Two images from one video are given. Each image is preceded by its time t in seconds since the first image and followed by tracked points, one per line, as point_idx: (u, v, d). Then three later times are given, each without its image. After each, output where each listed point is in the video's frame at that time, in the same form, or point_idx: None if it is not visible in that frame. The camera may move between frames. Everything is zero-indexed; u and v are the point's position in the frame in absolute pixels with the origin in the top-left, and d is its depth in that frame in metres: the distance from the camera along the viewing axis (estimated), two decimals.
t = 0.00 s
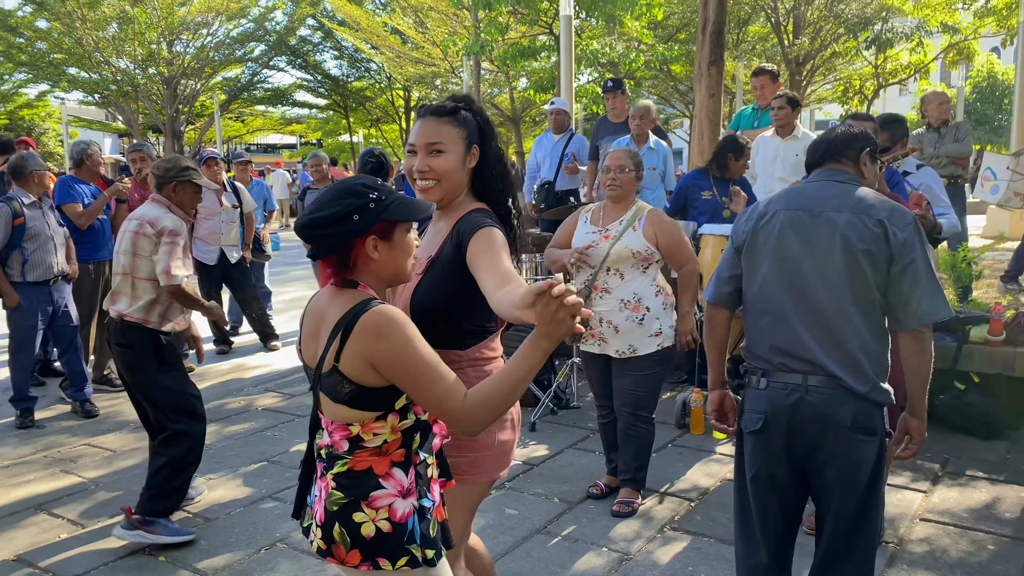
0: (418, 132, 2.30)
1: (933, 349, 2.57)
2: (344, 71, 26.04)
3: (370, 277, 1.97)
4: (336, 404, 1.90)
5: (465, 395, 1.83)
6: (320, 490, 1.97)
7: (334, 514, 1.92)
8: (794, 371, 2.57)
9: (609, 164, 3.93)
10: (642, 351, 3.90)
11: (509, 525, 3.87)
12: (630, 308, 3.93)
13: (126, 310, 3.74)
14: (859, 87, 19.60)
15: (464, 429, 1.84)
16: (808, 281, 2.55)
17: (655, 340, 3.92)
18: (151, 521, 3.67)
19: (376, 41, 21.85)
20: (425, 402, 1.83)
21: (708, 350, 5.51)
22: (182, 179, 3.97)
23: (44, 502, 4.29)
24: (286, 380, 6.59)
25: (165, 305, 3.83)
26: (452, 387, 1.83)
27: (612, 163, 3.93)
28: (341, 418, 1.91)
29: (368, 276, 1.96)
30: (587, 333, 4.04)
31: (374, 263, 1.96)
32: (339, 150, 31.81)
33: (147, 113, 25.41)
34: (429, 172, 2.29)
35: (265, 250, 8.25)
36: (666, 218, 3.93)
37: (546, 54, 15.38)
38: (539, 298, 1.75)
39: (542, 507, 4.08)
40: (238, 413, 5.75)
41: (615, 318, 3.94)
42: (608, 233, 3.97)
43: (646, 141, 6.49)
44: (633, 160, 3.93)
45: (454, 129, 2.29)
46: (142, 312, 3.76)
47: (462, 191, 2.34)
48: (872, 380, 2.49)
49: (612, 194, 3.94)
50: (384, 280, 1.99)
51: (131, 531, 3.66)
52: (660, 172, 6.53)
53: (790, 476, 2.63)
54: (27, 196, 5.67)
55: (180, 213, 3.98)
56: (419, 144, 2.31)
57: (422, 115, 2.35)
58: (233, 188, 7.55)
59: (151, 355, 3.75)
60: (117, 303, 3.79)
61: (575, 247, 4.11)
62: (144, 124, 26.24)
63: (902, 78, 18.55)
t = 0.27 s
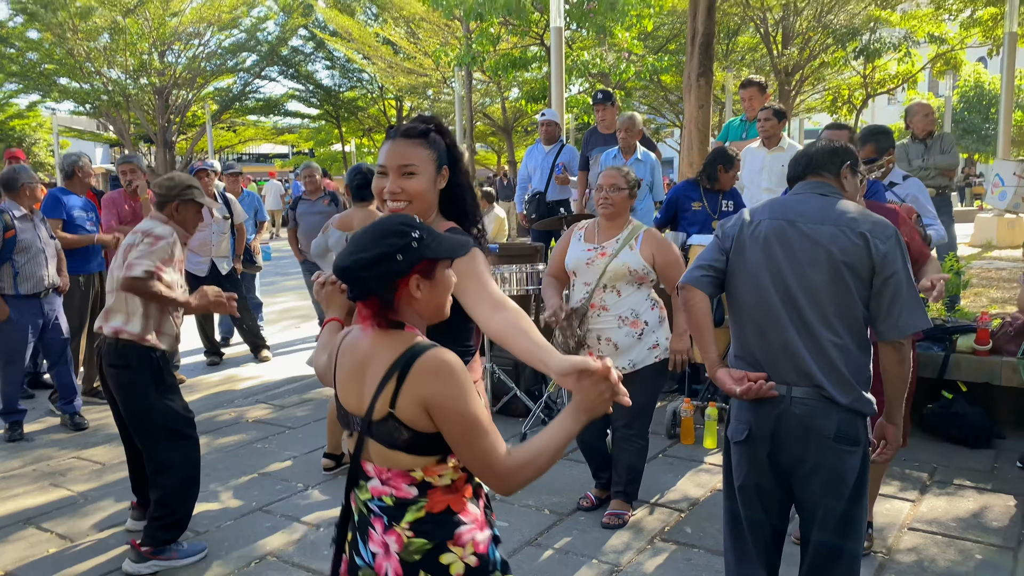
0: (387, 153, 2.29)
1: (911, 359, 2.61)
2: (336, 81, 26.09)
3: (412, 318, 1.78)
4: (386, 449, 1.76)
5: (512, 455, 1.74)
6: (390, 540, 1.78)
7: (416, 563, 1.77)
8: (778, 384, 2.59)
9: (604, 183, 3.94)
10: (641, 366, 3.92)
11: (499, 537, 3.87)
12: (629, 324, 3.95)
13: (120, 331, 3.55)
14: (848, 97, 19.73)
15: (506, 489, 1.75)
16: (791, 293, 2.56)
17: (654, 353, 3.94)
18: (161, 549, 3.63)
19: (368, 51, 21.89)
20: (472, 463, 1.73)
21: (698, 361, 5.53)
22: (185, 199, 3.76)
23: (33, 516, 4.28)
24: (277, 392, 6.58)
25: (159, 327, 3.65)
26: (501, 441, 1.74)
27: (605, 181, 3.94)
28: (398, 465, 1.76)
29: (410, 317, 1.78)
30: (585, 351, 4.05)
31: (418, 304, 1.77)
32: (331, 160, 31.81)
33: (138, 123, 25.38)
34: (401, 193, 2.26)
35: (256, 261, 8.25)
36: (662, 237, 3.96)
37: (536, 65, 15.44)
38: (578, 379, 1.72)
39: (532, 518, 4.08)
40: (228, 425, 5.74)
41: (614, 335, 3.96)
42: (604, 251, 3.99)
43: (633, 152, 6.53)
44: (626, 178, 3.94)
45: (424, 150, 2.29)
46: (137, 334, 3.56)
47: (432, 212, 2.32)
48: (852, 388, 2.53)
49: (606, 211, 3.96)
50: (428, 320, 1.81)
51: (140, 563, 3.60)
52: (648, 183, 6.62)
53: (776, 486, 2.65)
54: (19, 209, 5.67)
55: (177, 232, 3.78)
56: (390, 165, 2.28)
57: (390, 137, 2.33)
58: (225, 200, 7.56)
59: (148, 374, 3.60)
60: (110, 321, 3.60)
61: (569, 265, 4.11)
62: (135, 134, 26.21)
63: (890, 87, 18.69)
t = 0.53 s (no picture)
0: (357, 167, 2.27)
1: (916, 375, 2.63)
2: (335, 92, 26.17)
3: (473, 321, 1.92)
4: (469, 449, 1.88)
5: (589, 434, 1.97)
6: (464, 544, 1.90)
7: (494, 562, 1.91)
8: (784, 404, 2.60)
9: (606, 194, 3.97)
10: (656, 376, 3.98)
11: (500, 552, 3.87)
12: (642, 336, 3.97)
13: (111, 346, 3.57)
14: (847, 107, 19.77)
15: (585, 465, 1.97)
16: (795, 312, 2.57)
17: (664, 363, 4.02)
18: (161, 564, 3.62)
19: (367, 63, 21.95)
20: (556, 446, 1.94)
21: (698, 373, 5.54)
22: (182, 214, 3.77)
23: (33, 531, 4.28)
24: (277, 405, 6.58)
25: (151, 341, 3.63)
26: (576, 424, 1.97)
27: (607, 191, 3.96)
28: (481, 464, 1.89)
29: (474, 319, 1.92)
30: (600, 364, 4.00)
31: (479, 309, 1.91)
32: (330, 171, 31.83)
33: (138, 135, 25.42)
34: (374, 208, 2.27)
35: (255, 273, 8.27)
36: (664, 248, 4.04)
37: (535, 76, 15.48)
38: (619, 369, 2.04)
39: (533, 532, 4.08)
40: (228, 439, 5.74)
41: (630, 347, 3.95)
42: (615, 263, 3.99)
43: (631, 165, 6.56)
44: (627, 188, 3.97)
45: (397, 162, 2.29)
46: (128, 349, 3.57)
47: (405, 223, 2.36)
48: (859, 405, 2.55)
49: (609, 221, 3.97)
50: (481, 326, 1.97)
51: None
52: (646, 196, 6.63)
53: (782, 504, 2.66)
54: (22, 223, 5.71)
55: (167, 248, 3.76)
56: (362, 180, 2.27)
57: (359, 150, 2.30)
58: (224, 211, 7.56)
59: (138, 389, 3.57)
60: (104, 337, 3.61)
61: (576, 276, 4.06)
62: (135, 146, 26.25)
63: (889, 97, 18.73)
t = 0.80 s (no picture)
0: (337, 203, 2.25)
1: (916, 375, 2.61)
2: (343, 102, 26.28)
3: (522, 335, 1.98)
4: (517, 458, 1.93)
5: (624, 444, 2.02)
6: (523, 548, 1.93)
7: (550, 565, 1.95)
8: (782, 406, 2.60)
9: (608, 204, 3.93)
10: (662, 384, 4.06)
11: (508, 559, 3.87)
12: (649, 344, 4.03)
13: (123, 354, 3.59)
14: (855, 114, 19.74)
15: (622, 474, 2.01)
16: (791, 316, 2.58)
17: (666, 370, 4.11)
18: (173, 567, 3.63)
19: (375, 72, 22.04)
20: (590, 459, 1.99)
21: (706, 381, 5.54)
22: (190, 220, 3.80)
23: (44, 539, 4.30)
24: (285, 413, 6.59)
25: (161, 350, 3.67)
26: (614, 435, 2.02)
27: (607, 200, 3.94)
28: (528, 472, 1.94)
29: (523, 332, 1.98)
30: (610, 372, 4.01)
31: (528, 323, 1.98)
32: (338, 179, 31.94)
33: (147, 145, 25.57)
34: (358, 240, 2.26)
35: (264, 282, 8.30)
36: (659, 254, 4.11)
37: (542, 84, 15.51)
38: (617, 389, 2.11)
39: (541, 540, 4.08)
40: (238, 447, 5.77)
41: (640, 355, 4.00)
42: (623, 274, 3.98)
43: (638, 172, 6.58)
44: (627, 199, 3.96)
45: (376, 191, 2.29)
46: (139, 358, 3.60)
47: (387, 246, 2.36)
48: (857, 407, 2.55)
49: (609, 231, 3.95)
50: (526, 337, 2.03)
51: None
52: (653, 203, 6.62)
53: (786, 507, 2.66)
54: (32, 233, 5.76)
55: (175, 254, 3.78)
56: (346, 213, 2.26)
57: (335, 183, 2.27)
58: (234, 220, 7.58)
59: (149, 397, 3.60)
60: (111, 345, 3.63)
61: (583, 287, 4.01)
62: (145, 156, 26.40)
63: (896, 104, 18.68)
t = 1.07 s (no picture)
0: (340, 204, 2.24)
1: (899, 380, 2.60)
2: (358, 110, 26.39)
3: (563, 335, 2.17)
4: (567, 449, 2.12)
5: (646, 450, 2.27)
6: (562, 539, 2.12)
7: (587, 552, 2.15)
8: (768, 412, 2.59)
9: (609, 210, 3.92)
10: (678, 385, 4.00)
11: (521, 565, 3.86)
12: (662, 346, 3.98)
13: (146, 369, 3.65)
14: (871, 118, 19.63)
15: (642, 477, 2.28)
16: (778, 320, 2.56)
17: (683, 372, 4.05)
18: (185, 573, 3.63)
19: (390, 80, 22.11)
20: (619, 455, 2.25)
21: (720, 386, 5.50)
22: (198, 230, 3.81)
23: (61, 544, 4.33)
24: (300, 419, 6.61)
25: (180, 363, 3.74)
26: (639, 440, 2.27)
27: (611, 206, 3.91)
28: (575, 463, 2.13)
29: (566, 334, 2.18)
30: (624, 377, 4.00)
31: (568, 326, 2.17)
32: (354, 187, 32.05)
33: (164, 154, 25.76)
34: (367, 242, 2.28)
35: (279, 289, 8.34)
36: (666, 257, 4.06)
37: (556, 91, 15.50)
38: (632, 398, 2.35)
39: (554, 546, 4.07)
40: (252, 453, 5.78)
41: (654, 358, 3.95)
42: (629, 278, 3.96)
43: (650, 178, 6.57)
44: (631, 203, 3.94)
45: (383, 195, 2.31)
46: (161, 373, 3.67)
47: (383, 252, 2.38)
48: (844, 411, 2.52)
49: (613, 236, 3.93)
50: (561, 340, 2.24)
51: None
52: (666, 208, 6.60)
53: (774, 510, 2.65)
54: (46, 241, 5.77)
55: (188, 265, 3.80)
56: (360, 215, 2.26)
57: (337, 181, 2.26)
58: (250, 228, 7.58)
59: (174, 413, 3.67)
60: (131, 361, 3.68)
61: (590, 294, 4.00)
62: (162, 165, 26.60)
63: (913, 108, 18.52)
